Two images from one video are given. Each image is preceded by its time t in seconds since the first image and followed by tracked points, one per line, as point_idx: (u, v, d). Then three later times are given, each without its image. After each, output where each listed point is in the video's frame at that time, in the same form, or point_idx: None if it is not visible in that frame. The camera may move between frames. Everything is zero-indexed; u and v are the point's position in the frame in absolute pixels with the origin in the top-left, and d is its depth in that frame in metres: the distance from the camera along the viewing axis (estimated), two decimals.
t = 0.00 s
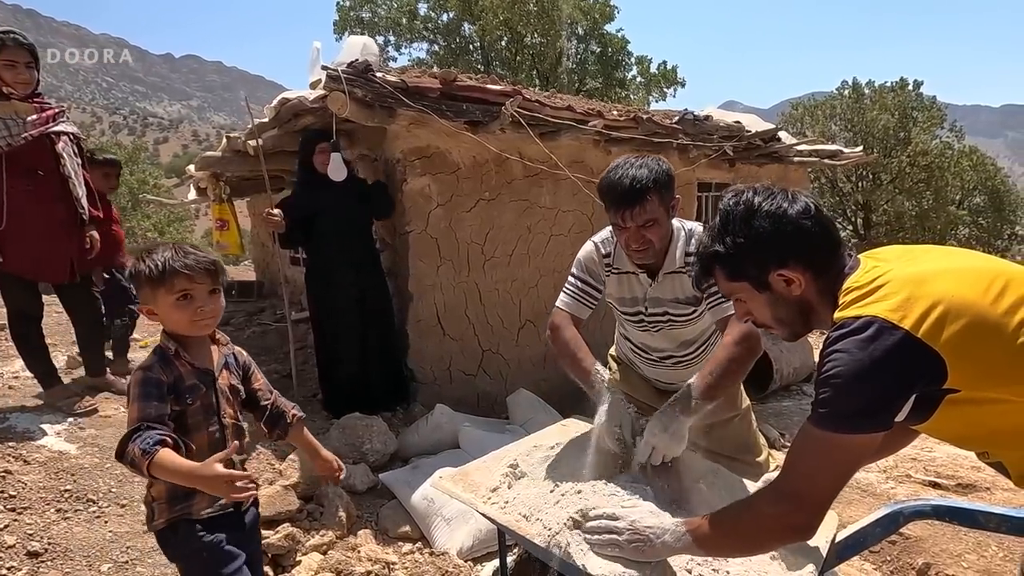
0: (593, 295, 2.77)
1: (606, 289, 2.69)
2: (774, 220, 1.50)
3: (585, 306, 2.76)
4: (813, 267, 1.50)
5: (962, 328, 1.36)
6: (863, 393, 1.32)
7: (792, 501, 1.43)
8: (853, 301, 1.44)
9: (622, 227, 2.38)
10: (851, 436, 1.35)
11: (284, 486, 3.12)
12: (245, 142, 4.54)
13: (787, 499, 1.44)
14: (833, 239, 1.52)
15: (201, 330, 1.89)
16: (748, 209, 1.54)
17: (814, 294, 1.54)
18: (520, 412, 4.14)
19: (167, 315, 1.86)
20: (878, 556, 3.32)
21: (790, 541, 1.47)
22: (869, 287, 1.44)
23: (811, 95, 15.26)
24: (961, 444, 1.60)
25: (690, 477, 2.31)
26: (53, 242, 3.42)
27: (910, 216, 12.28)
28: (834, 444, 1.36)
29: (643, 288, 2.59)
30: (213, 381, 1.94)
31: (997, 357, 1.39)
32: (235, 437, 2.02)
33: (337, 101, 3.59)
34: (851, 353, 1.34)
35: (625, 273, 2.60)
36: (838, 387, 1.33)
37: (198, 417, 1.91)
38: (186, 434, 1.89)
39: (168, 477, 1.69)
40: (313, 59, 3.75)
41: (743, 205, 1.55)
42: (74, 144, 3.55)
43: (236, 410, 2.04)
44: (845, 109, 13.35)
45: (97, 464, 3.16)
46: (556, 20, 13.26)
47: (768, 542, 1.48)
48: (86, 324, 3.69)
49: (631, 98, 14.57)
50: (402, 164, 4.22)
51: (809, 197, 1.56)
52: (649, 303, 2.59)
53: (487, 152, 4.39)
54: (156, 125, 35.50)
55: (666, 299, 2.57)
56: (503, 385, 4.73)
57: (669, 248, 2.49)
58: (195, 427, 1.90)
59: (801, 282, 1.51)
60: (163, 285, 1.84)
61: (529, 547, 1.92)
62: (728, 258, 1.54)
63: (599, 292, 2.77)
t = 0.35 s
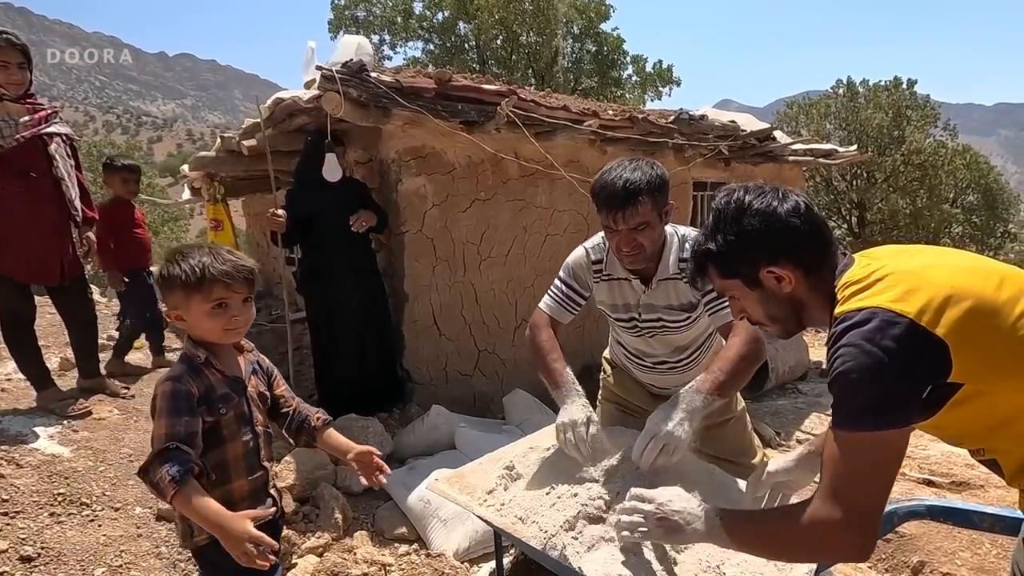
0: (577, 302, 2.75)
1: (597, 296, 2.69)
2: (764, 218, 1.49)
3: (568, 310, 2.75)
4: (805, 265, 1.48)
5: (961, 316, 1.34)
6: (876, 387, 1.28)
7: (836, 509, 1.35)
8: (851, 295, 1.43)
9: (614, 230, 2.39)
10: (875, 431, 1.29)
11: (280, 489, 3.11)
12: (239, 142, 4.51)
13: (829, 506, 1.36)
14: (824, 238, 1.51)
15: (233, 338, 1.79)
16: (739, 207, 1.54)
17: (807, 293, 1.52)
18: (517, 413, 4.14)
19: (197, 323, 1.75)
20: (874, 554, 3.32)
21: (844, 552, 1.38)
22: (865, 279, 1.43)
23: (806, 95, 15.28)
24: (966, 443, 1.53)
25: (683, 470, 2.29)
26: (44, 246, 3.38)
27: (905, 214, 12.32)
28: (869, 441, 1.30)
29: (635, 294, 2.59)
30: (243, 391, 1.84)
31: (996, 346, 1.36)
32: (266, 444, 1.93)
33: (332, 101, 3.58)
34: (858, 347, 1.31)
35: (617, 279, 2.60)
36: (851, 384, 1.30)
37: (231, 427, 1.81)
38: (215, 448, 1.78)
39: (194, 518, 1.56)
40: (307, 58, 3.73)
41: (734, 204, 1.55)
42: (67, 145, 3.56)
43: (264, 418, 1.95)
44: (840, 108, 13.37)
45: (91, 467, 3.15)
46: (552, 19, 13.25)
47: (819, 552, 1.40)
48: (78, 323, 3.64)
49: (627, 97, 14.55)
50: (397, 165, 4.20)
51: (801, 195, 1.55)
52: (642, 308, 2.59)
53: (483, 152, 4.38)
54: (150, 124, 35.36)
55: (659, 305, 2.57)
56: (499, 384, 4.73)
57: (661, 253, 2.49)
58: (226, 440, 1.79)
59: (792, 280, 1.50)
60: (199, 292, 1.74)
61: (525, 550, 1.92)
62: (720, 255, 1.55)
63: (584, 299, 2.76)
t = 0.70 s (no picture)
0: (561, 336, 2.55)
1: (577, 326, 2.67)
2: (758, 205, 1.50)
3: (555, 346, 2.51)
4: (799, 250, 1.47)
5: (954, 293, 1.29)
6: (894, 357, 1.20)
7: (909, 496, 1.22)
8: (848, 278, 1.38)
9: (584, 266, 2.35)
10: (912, 403, 1.19)
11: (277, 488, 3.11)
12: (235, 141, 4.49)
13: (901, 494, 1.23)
14: (820, 225, 1.49)
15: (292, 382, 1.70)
16: (736, 195, 1.55)
17: (804, 279, 1.49)
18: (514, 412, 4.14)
19: (257, 370, 1.65)
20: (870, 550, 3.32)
21: (936, 539, 1.23)
22: (863, 260, 1.39)
23: (801, 93, 15.30)
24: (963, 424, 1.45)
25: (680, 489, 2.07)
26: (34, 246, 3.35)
27: (899, 212, 12.35)
28: (914, 414, 1.20)
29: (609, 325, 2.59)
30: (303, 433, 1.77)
31: (992, 323, 1.30)
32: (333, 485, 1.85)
33: (328, 99, 3.56)
34: (868, 322, 1.24)
35: (591, 312, 2.57)
36: (870, 360, 1.22)
37: (296, 473, 1.72)
38: (283, 497, 1.70)
39: None
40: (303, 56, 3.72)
41: (730, 192, 1.56)
42: (61, 144, 3.54)
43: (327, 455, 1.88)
44: (836, 106, 13.40)
45: (86, 467, 3.13)
46: (548, 18, 13.27)
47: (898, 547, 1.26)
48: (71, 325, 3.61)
49: (623, 96, 14.57)
50: (394, 163, 4.19)
51: (799, 185, 1.53)
52: (616, 337, 2.60)
53: (479, 149, 4.37)
54: (146, 123, 35.26)
55: (633, 336, 2.56)
56: (496, 383, 4.72)
57: (631, 288, 2.44)
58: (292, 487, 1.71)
59: (786, 265, 1.49)
60: (265, 337, 1.63)
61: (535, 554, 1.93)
62: (717, 241, 1.56)
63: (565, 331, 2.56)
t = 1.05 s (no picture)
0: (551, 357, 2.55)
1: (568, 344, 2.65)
2: (739, 211, 1.51)
3: (543, 368, 2.52)
4: (781, 251, 1.46)
5: (927, 285, 1.29)
6: (866, 349, 1.21)
7: (872, 488, 1.22)
8: (826, 274, 1.39)
9: (579, 293, 2.32)
10: (882, 394, 1.20)
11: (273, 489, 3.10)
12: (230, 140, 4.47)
13: (865, 487, 1.23)
14: (803, 227, 1.47)
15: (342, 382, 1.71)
16: (723, 202, 1.57)
17: (787, 279, 1.48)
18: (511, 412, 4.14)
19: (312, 365, 1.65)
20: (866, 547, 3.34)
21: (895, 531, 1.25)
22: (839, 258, 1.39)
23: (797, 91, 15.32)
24: (945, 420, 1.45)
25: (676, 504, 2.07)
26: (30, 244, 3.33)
27: (895, 211, 12.39)
28: (880, 407, 1.20)
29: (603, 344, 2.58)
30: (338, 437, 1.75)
31: (967, 321, 1.30)
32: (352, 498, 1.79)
33: (324, 98, 3.54)
34: (842, 315, 1.24)
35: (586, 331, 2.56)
36: (843, 351, 1.22)
37: (321, 481, 1.68)
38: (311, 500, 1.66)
39: None
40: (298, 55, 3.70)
41: (717, 199, 1.58)
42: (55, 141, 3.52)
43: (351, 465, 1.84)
44: (831, 105, 13.42)
45: (82, 467, 3.12)
46: (544, 16, 13.25)
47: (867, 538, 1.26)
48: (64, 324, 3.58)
49: (620, 95, 14.56)
50: (390, 162, 4.18)
51: (783, 190, 1.53)
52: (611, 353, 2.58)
53: (476, 148, 4.36)
54: (141, 122, 35.15)
55: (628, 354, 2.55)
56: (493, 382, 4.72)
57: (627, 310, 2.43)
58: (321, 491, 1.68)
59: (769, 267, 1.49)
60: (327, 333, 1.64)
61: (535, 556, 1.92)
62: (705, 246, 1.58)
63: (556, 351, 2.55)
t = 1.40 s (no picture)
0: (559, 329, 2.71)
1: (579, 314, 2.68)
2: (737, 215, 1.50)
3: (549, 338, 2.72)
4: (778, 255, 1.47)
5: (906, 294, 1.28)
6: (841, 359, 1.23)
7: (829, 487, 1.29)
8: (811, 282, 1.39)
9: (598, 259, 2.34)
10: (850, 401, 1.23)
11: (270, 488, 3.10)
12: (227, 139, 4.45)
13: (823, 485, 1.29)
14: (797, 233, 1.49)
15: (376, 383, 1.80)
16: (719, 207, 1.55)
17: (782, 283, 1.50)
18: (509, 410, 4.14)
19: (349, 366, 1.72)
20: (862, 544, 3.35)
21: (845, 525, 1.32)
22: (823, 266, 1.39)
23: (794, 90, 15.34)
24: (933, 421, 1.42)
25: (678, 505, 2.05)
26: (33, 237, 3.29)
27: (891, 210, 12.41)
28: (846, 412, 1.24)
29: (619, 316, 2.59)
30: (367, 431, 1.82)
31: (947, 327, 1.29)
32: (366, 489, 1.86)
33: (321, 96, 3.54)
34: (821, 326, 1.25)
35: (602, 300, 2.58)
36: (819, 361, 1.24)
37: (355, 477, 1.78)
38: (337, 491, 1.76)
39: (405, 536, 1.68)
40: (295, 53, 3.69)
41: (712, 205, 1.56)
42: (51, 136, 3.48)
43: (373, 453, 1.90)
44: (828, 104, 13.44)
45: (78, 467, 3.11)
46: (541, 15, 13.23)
47: (817, 530, 1.34)
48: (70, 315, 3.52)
49: (617, 94, 14.56)
50: (387, 160, 4.17)
51: (777, 198, 1.54)
52: (625, 327, 2.60)
53: (473, 147, 4.36)
54: (137, 121, 35.06)
55: (643, 326, 2.57)
56: (491, 380, 4.72)
57: (646, 279, 2.47)
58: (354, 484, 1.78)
59: (766, 270, 1.48)
60: (367, 336, 1.72)
61: (532, 552, 1.88)
62: (701, 249, 1.54)
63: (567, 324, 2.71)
